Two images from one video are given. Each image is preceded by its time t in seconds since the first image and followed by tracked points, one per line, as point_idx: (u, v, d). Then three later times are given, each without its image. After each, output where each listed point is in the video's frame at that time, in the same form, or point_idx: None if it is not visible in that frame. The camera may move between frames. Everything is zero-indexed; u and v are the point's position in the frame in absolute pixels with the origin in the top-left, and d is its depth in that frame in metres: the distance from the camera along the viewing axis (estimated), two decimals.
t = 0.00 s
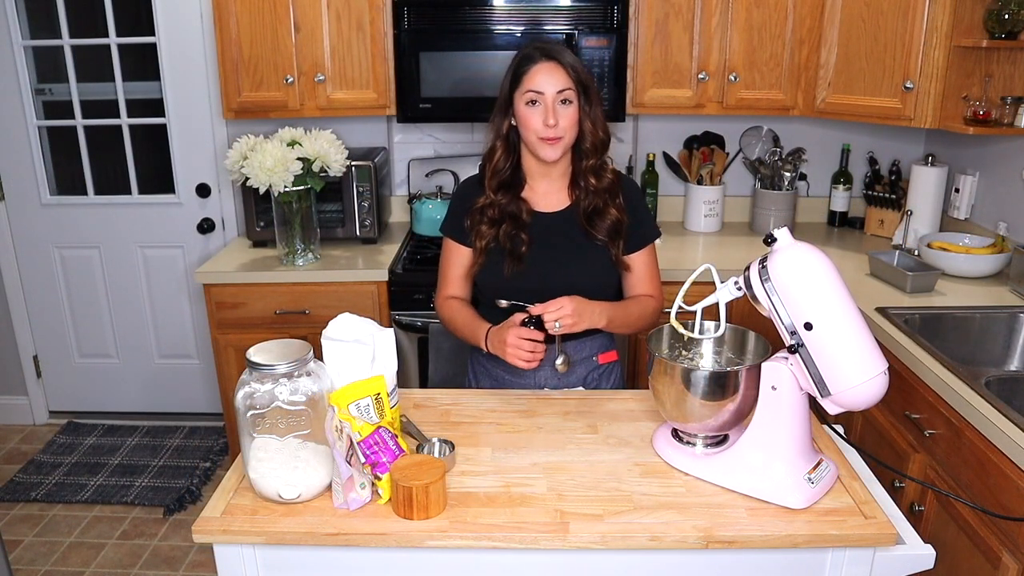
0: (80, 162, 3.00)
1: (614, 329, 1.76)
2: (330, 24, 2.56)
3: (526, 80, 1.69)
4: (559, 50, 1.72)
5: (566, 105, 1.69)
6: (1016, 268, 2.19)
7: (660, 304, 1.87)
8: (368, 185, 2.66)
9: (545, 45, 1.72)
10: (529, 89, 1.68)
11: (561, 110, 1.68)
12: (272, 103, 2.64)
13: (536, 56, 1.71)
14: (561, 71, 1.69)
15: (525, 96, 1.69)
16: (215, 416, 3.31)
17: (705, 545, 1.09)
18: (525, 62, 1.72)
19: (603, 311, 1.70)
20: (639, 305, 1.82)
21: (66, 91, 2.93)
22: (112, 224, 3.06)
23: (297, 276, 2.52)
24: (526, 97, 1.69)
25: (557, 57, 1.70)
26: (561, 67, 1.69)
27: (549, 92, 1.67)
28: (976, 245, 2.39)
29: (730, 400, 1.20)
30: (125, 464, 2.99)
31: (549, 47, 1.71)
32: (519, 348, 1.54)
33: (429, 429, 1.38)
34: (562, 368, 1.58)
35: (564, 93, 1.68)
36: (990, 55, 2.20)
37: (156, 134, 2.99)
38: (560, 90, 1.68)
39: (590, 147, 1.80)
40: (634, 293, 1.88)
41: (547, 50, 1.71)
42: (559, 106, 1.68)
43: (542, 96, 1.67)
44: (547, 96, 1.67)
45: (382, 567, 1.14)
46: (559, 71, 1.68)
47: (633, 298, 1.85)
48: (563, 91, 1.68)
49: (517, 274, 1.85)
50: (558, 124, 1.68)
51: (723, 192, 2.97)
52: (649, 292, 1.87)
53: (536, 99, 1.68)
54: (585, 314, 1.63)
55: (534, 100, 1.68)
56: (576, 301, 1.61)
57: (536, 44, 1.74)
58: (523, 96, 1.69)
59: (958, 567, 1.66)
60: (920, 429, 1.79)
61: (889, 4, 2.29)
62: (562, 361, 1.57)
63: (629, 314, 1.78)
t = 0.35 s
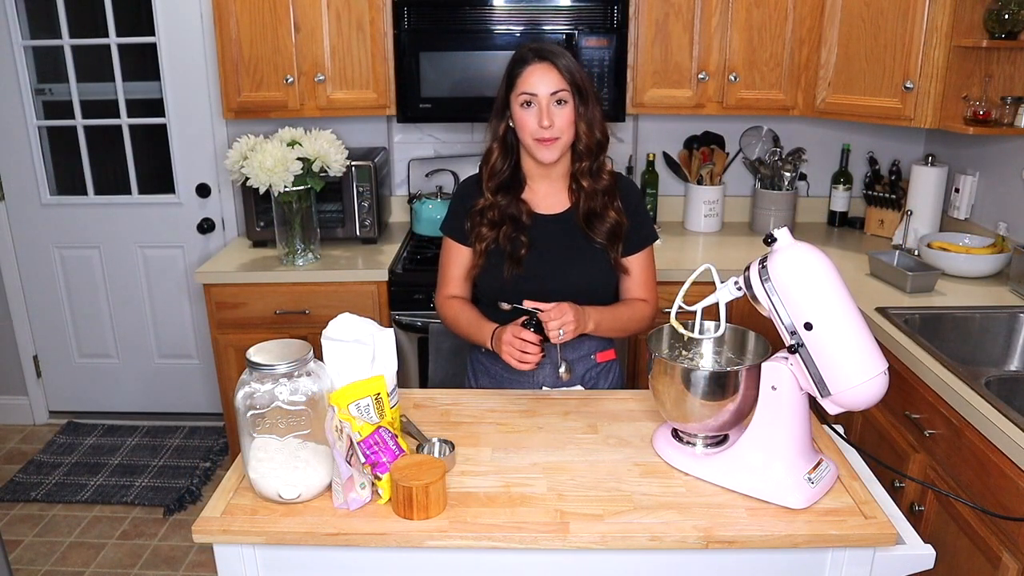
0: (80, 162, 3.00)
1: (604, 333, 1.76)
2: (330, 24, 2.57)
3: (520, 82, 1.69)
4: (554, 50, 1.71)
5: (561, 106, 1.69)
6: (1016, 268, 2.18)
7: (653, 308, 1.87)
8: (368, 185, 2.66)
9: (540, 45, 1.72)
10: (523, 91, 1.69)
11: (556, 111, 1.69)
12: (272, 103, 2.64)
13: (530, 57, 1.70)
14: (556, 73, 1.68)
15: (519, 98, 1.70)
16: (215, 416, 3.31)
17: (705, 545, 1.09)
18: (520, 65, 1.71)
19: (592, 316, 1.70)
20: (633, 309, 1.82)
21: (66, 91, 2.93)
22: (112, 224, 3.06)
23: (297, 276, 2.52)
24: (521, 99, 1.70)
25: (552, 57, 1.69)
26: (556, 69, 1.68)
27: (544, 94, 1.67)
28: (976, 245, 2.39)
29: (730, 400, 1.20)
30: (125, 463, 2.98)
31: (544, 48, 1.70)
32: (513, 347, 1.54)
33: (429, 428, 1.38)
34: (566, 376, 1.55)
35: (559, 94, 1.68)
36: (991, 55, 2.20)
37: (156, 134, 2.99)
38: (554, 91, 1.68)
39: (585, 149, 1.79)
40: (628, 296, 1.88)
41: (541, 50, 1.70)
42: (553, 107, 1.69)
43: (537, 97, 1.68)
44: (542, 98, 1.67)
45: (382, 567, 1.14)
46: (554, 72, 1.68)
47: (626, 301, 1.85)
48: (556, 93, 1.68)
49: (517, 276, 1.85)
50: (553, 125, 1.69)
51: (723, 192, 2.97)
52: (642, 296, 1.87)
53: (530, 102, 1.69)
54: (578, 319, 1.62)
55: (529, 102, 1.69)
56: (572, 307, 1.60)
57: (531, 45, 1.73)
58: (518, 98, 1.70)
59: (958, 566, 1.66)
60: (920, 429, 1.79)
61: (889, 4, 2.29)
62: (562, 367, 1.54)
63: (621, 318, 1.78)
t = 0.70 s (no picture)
0: (80, 163, 3.00)
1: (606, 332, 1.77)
2: (331, 24, 2.57)
3: (521, 77, 1.70)
4: (557, 49, 1.72)
5: (561, 102, 1.69)
6: (1016, 268, 2.18)
7: (652, 306, 1.88)
8: (368, 185, 2.66)
9: (543, 44, 1.73)
10: (524, 85, 1.69)
11: (556, 105, 1.69)
12: (272, 103, 2.64)
13: (533, 54, 1.71)
14: (557, 68, 1.69)
15: (520, 92, 1.70)
16: (215, 416, 3.31)
17: (705, 545, 1.09)
18: (522, 61, 1.72)
19: (597, 316, 1.70)
20: (633, 308, 1.82)
21: (66, 91, 2.93)
22: (112, 224, 3.06)
23: (297, 276, 2.52)
24: (521, 93, 1.69)
25: (554, 55, 1.70)
26: (558, 64, 1.69)
27: (545, 88, 1.67)
28: (976, 245, 2.39)
29: (730, 400, 1.20)
30: (125, 463, 2.98)
31: (547, 46, 1.71)
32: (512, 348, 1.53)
33: (429, 429, 1.38)
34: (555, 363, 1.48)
35: (560, 89, 1.68)
36: (990, 54, 2.20)
37: (156, 134, 2.99)
38: (555, 87, 1.68)
39: (587, 146, 1.78)
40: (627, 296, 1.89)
41: (544, 48, 1.71)
42: (554, 102, 1.68)
43: (537, 92, 1.68)
44: (542, 92, 1.67)
45: (382, 567, 1.14)
46: (556, 68, 1.69)
47: (625, 301, 1.85)
48: (557, 88, 1.68)
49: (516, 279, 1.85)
50: (553, 119, 1.68)
51: (723, 192, 2.98)
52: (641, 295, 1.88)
53: (531, 96, 1.68)
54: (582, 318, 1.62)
55: (529, 96, 1.69)
56: (574, 302, 1.59)
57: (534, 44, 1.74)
58: (518, 92, 1.70)
59: (958, 566, 1.66)
60: (920, 429, 1.79)
61: (889, 4, 2.29)
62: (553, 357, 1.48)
63: (621, 319, 1.79)
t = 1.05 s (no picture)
0: (80, 163, 3.00)
1: (607, 329, 1.75)
2: (331, 23, 2.57)
3: (518, 80, 1.70)
4: (553, 49, 1.71)
5: (558, 104, 1.70)
6: (1016, 268, 2.18)
7: (652, 305, 1.87)
8: (368, 185, 2.66)
9: (538, 43, 1.72)
10: (521, 88, 1.69)
11: (553, 108, 1.69)
12: (272, 103, 2.64)
13: (528, 55, 1.70)
14: (554, 70, 1.68)
15: (517, 95, 1.70)
16: (215, 416, 3.31)
17: (705, 545, 1.09)
18: (518, 62, 1.72)
19: (596, 309, 1.70)
20: (634, 306, 1.82)
21: (66, 91, 2.93)
22: (111, 224, 3.06)
23: (297, 276, 2.52)
24: (518, 96, 1.70)
25: (550, 56, 1.69)
26: (554, 66, 1.69)
27: (541, 91, 1.68)
28: (976, 245, 2.39)
29: (730, 400, 1.20)
30: (125, 463, 2.99)
31: (542, 46, 1.70)
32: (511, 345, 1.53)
33: (429, 429, 1.38)
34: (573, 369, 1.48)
35: (556, 91, 1.68)
36: (991, 55, 2.20)
37: (156, 134, 2.99)
38: (552, 89, 1.68)
39: (582, 147, 1.78)
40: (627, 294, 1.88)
41: (539, 49, 1.71)
42: (550, 104, 1.69)
43: (534, 94, 1.68)
44: (539, 95, 1.68)
45: (382, 567, 1.14)
46: (552, 70, 1.69)
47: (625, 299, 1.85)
48: (554, 90, 1.68)
49: (515, 274, 1.84)
50: (549, 121, 1.69)
51: (723, 192, 2.98)
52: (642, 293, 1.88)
53: (528, 98, 1.69)
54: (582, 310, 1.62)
55: (526, 99, 1.69)
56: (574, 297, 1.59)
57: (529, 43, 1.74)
58: (515, 95, 1.70)
59: (957, 566, 1.66)
60: (920, 429, 1.79)
61: (889, 4, 2.29)
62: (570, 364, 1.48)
63: (621, 314, 1.78)
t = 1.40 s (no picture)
0: (80, 163, 3.00)
1: (607, 327, 1.75)
2: (331, 23, 2.56)
3: (513, 88, 1.69)
4: (547, 55, 1.69)
5: (553, 114, 1.68)
6: (1016, 268, 2.18)
7: (652, 303, 1.86)
8: (368, 185, 2.66)
9: (532, 48, 1.71)
10: (516, 97, 1.68)
11: (547, 117, 1.68)
12: (272, 103, 2.64)
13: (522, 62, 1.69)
14: (548, 79, 1.68)
15: (511, 102, 1.69)
16: (215, 416, 3.31)
17: (705, 545, 1.09)
18: (512, 70, 1.71)
19: (592, 308, 1.69)
20: (633, 304, 1.81)
21: (66, 91, 2.93)
22: (111, 224, 3.06)
23: (297, 276, 2.52)
24: (513, 105, 1.69)
25: (543, 63, 1.68)
26: (548, 74, 1.68)
27: (535, 100, 1.67)
28: (976, 245, 2.39)
29: (730, 400, 1.20)
30: (125, 464, 2.98)
31: (535, 53, 1.69)
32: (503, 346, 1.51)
33: (428, 429, 1.38)
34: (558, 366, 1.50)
35: (550, 100, 1.67)
36: (991, 55, 2.20)
37: (156, 134, 2.99)
38: (547, 98, 1.67)
39: (579, 150, 1.79)
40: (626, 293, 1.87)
41: (533, 54, 1.70)
42: (545, 113, 1.68)
43: (528, 103, 1.67)
44: (534, 105, 1.67)
45: (382, 567, 1.14)
46: (545, 78, 1.68)
47: (625, 296, 1.84)
48: (549, 99, 1.67)
49: (511, 270, 1.84)
50: (544, 131, 1.68)
51: (723, 192, 2.98)
52: (641, 291, 1.86)
53: (523, 108, 1.68)
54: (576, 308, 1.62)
55: (521, 108, 1.68)
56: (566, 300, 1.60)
57: (523, 48, 1.72)
58: (510, 104, 1.70)
59: (957, 566, 1.66)
60: (920, 429, 1.79)
61: (889, 4, 2.29)
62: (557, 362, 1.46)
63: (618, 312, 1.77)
